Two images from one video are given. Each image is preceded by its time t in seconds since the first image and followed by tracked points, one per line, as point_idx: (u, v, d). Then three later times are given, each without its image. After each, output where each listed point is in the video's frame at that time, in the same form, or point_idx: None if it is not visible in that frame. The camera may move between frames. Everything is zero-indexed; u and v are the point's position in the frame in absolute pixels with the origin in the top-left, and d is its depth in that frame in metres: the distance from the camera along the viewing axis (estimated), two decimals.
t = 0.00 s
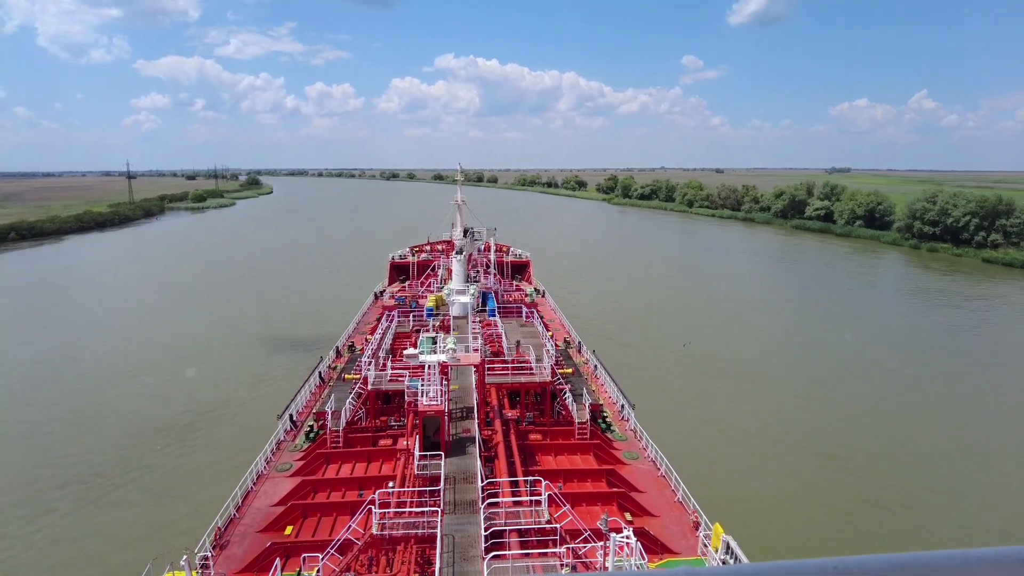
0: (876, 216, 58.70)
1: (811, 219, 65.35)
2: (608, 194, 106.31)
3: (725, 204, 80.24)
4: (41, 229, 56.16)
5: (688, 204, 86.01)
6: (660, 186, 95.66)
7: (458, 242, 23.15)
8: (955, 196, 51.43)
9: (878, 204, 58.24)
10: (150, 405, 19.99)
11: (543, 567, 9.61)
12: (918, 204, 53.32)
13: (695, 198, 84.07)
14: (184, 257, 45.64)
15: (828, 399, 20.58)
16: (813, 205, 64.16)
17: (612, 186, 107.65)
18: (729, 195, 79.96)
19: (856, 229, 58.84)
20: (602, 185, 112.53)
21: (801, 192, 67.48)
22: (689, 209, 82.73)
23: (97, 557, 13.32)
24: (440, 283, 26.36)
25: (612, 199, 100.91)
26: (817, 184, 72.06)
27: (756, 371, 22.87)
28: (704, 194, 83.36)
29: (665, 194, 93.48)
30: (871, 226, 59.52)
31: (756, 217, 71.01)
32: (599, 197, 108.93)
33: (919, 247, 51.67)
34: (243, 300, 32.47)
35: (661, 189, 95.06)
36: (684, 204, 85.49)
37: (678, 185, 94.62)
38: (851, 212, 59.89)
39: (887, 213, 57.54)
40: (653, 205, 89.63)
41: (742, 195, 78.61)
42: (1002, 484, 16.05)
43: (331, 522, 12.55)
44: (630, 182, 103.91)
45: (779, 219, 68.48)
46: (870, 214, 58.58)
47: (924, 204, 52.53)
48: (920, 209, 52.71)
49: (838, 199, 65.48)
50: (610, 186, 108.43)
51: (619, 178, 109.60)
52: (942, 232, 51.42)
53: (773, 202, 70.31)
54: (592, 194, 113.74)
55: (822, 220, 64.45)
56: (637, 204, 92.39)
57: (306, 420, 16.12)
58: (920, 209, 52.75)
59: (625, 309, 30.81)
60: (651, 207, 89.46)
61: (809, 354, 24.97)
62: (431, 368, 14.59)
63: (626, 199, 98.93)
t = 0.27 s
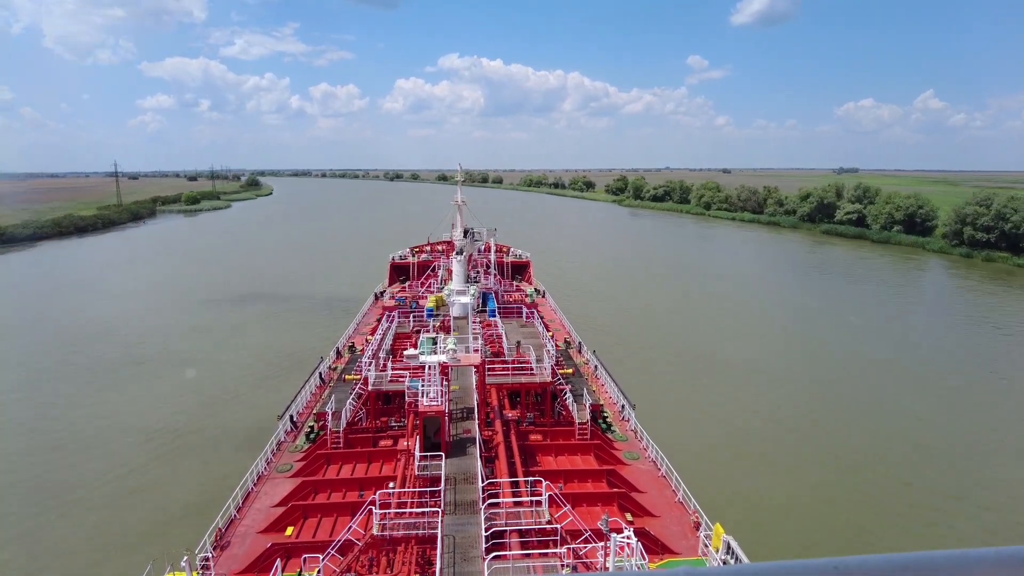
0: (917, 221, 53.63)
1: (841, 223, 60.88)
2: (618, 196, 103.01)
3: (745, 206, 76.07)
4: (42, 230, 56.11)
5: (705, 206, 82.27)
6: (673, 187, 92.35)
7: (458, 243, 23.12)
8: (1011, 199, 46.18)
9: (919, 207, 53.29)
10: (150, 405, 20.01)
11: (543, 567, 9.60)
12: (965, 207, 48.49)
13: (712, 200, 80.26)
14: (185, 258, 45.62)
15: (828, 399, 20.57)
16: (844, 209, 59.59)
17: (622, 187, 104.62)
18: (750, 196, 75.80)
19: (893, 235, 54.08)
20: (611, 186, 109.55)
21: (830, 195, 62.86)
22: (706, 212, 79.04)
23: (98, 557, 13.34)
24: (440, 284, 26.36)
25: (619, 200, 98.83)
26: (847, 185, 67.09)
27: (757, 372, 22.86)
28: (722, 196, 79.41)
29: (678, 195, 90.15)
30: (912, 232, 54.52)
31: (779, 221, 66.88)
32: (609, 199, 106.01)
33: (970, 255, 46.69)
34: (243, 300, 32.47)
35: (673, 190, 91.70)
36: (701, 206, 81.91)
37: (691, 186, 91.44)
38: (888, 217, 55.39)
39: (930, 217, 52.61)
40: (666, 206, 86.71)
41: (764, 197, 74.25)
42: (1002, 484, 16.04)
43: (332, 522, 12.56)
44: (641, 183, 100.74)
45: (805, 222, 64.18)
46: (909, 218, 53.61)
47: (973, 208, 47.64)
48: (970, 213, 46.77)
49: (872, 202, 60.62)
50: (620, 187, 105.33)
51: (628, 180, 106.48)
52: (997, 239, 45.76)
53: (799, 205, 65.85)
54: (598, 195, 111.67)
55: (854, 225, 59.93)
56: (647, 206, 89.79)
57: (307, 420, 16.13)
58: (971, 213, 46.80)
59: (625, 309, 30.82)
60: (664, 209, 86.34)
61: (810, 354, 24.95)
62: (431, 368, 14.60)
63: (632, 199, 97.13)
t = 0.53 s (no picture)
0: (958, 226, 51.30)
1: (871, 227, 58.23)
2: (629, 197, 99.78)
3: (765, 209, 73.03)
4: (44, 230, 56.13)
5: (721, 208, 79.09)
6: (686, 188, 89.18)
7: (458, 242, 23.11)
8: None
9: (959, 211, 50.95)
10: (150, 405, 20.02)
11: (543, 567, 9.60)
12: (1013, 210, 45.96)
13: (729, 202, 77.12)
14: (185, 258, 45.56)
15: (828, 400, 20.57)
16: (874, 212, 56.97)
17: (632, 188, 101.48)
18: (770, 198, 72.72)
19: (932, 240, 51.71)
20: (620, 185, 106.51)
21: (857, 197, 60.07)
22: (724, 215, 75.86)
23: (98, 557, 13.34)
24: (440, 284, 26.38)
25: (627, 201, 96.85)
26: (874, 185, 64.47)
27: (758, 372, 22.86)
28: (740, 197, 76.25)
29: (692, 197, 87.04)
30: (949, 236, 52.38)
31: (804, 225, 64.09)
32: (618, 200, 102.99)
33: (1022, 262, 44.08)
34: (242, 300, 32.45)
35: (687, 190, 88.56)
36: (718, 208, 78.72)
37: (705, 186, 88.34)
38: (925, 221, 52.94)
39: (972, 221, 50.22)
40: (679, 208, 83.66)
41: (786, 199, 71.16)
42: (1001, 483, 16.07)
43: (332, 522, 12.57)
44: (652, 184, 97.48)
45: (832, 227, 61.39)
46: (948, 222, 51.54)
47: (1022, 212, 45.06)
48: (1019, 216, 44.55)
49: (903, 205, 58.08)
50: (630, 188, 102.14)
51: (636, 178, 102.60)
52: None
53: (824, 207, 62.96)
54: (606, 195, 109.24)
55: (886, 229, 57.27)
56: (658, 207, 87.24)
57: (307, 420, 16.14)
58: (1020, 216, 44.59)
59: (625, 309, 30.83)
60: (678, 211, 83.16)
61: (810, 354, 24.95)
62: (431, 368, 14.60)
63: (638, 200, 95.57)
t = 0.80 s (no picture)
0: (1007, 231, 47.62)
1: (907, 232, 54.79)
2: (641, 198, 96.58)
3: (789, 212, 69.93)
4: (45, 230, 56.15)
5: (740, 210, 76.00)
6: (701, 189, 86.16)
7: (458, 242, 23.08)
8: None
9: (1008, 215, 47.26)
10: (150, 404, 20.02)
11: (544, 567, 9.59)
12: None
13: (748, 204, 74.08)
14: (185, 258, 45.52)
15: (829, 400, 20.55)
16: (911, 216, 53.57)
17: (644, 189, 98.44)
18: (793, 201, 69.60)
19: (978, 245, 48.12)
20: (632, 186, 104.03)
21: (890, 200, 56.80)
22: (744, 218, 72.92)
23: (98, 557, 13.34)
24: (440, 284, 26.37)
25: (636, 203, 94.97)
26: (908, 187, 61.01)
27: (758, 372, 22.85)
28: (760, 199, 73.07)
29: (708, 198, 83.97)
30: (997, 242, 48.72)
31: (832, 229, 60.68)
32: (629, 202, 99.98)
33: None
34: (243, 300, 32.45)
35: (702, 192, 85.51)
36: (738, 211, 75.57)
37: (721, 187, 85.28)
38: (970, 225, 49.32)
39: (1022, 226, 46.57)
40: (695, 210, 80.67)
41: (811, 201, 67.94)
42: (1001, 483, 16.09)
43: (332, 522, 12.56)
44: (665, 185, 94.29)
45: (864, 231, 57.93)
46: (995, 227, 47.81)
47: None
48: None
49: (941, 208, 54.65)
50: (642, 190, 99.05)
51: (647, 179, 101.99)
52: None
53: (852, 211, 59.92)
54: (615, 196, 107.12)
55: (924, 234, 53.83)
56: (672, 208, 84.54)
57: (307, 419, 16.13)
58: None
59: (625, 309, 30.82)
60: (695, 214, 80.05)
61: (810, 355, 24.91)
62: (431, 368, 14.59)
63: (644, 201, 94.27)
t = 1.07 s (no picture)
0: None
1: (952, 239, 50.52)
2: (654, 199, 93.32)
3: (815, 214, 65.29)
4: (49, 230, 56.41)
5: (762, 213, 72.01)
6: (717, 190, 82.72)
7: (459, 242, 23.06)
8: None
9: None
10: (151, 405, 20.06)
11: (544, 567, 9.59)
12: None
13: (771, 206, 70.22)
14: (186, 258, 45.58)
15: (829, 399, 20.54)
16: (957, 221, 49.43)
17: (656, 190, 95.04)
18: (819, 203, 65.09)
19: None
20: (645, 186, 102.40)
21: (932, 203, 52.44)
22: (766, 222, 69.12)
23: (99, 557, 13.38)
24: (441, 284, 26.38)
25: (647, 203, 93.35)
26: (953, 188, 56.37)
27: (759, 372, 22.83)
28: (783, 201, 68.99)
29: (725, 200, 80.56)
30: None
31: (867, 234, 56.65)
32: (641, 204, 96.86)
33: None
34: (244, 300, 32.50)
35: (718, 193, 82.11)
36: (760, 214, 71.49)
37: (738, 187, 81.76)
38: None
39: None
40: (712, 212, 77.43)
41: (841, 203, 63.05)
42: (1000, 481, 16.12)
43: (333, 522, 12.56)
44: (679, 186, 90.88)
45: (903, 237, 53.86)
46: None
47: None
48: None
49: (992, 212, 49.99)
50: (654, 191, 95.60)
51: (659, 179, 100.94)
52: None
53: (889, 214, 55.35)
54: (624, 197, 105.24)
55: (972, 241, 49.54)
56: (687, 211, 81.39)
57: (308, 420, 16.14)
58: None
59: (625, 309, 30.85)
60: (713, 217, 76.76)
61: (811, 354, 24.90)
62: (432, 368, 14.59)
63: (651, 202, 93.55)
